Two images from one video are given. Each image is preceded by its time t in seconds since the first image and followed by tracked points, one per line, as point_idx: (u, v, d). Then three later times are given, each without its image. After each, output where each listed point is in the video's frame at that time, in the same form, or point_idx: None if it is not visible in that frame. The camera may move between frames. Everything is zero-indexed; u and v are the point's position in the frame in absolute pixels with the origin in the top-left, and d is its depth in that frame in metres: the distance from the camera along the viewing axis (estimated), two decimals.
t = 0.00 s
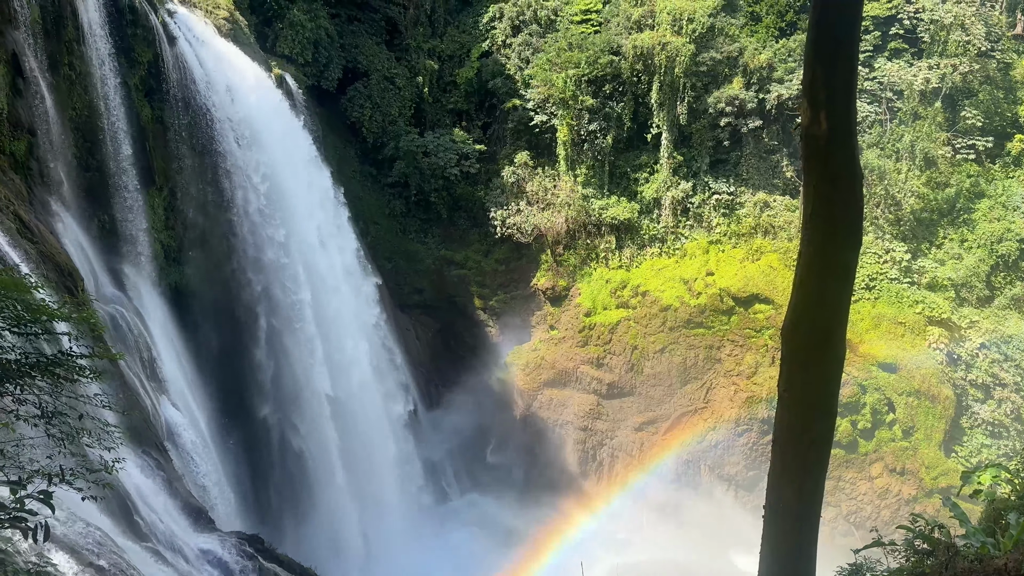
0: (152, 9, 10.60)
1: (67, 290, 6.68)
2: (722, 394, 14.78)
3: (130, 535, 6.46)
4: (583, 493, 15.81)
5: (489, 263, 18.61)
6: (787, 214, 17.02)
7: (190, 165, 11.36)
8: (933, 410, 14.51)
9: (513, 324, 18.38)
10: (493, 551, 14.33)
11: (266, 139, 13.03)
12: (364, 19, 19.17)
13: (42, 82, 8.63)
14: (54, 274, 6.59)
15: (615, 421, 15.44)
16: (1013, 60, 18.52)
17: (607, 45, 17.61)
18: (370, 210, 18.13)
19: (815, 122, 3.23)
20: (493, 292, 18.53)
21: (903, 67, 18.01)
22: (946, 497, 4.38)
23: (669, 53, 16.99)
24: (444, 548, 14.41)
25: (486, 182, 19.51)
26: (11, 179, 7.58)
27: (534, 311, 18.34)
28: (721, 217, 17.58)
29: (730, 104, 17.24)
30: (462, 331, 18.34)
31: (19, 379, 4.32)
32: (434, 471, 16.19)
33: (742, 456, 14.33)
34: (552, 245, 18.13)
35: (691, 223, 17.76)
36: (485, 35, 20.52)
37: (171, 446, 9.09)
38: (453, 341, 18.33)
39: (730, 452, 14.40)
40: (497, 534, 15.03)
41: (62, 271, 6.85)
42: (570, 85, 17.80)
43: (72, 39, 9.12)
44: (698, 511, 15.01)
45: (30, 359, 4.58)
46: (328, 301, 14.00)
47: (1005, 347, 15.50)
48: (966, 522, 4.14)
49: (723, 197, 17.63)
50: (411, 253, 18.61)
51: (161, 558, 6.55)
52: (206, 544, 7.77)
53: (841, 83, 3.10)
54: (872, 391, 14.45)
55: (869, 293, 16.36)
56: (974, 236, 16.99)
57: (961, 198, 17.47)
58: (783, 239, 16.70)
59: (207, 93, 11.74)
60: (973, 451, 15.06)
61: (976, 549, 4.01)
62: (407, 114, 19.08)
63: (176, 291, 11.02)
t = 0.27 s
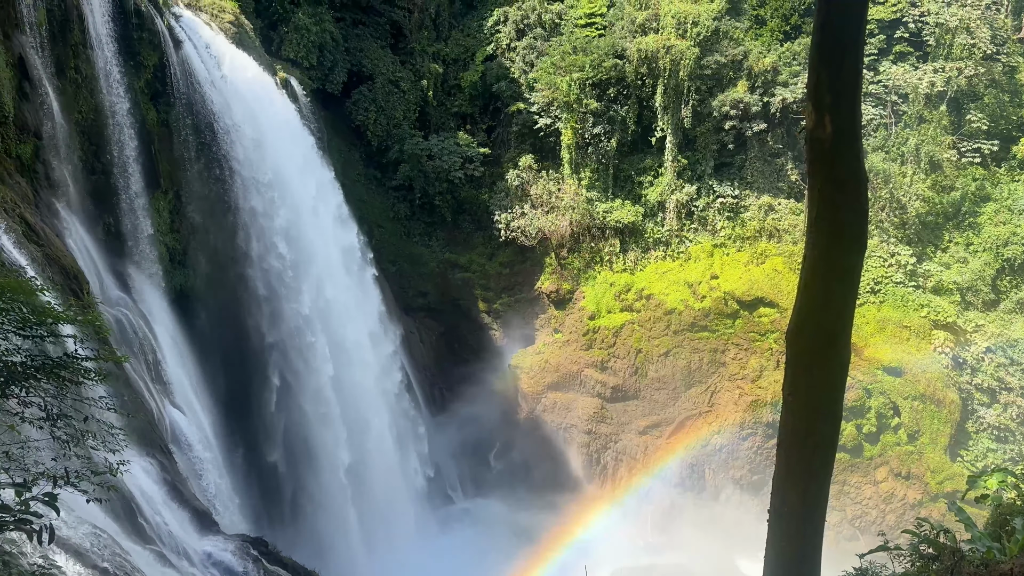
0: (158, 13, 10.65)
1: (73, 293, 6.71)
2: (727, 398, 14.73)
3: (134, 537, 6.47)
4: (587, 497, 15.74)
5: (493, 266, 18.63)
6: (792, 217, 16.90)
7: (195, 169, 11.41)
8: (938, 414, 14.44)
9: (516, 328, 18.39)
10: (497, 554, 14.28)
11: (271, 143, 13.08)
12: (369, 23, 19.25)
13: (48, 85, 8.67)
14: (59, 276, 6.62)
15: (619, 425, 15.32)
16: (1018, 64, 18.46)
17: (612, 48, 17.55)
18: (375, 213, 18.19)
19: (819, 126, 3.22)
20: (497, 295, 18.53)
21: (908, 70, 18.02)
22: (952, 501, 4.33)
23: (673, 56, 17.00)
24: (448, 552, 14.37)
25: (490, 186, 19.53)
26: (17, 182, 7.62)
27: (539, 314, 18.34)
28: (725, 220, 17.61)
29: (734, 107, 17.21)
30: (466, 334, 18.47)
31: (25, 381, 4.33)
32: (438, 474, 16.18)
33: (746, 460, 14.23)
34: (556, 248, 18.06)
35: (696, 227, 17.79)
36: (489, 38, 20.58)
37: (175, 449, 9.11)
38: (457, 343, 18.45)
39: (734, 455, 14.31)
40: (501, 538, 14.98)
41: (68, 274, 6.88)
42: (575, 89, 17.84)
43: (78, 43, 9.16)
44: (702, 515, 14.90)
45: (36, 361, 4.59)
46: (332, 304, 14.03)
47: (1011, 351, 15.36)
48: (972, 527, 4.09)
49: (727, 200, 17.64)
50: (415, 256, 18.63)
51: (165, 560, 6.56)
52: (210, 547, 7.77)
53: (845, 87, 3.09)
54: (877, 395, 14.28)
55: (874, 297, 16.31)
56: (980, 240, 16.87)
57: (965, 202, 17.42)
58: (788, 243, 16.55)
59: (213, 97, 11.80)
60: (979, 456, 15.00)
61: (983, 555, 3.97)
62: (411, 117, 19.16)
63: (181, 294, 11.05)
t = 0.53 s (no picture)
0: (165, 17, 10.73)
1: (79, 295, 6.73)
2: (732, 402, 14.71)
3: (139, 540, 6.48)
4: (592, 500, 15.62)
5: (499, 269, 18.74)
6: (798, 220, 16.91)
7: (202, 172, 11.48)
8: (944, 417, 14.36)
9: (521, 330, 18.41)
10: (500, 558, 14.20)
11: (277, 146, 13.13)
12: (375, 26, 19.32)
13: (55, 89, 8.72)
14: (65, 279, 6.64)
15: (623, 429, 15.23)
16: None
17: (616, 52, 17.46)
18: (380, 216, 18.26)
19: (826, 128, 3.21)
20: (502, 298, 18.55)
21: (915, 74, 17.94)
22: (958, 506, 4.29)
23: (679, 60, 16.97)
24: (452, 554, 14.33)
25: (495, 189, 19.56)
26: (24, 185, 7.66)
27: (544, 317, 18.43)
28: (731, 223, 17.53)
29: (739, 110, 17.21)
30: (471, 337, 18.34)
31: (31, 384, 4.34)
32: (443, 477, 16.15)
33: (751, 464, 14.22)
34: (562, 252, 18.14)
35: (701, 230, 17.72)
36: (495, 42, 20.60)
37: (181, 451, 9.12)
38: (462, 346, 18.32)
39: (739, 459, 14.27)
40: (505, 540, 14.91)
41: (74, 276, 6.90)
42: (580, 92, 17.80)
43: (85, 46, 9.22)
44: (707, 521, 14.82)
45: (42, 363, 4.60)
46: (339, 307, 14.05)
47: (1019, 354, 15.28)
48: (979, 532, 4.06)
49: (733, 204, 17.57)
50: (420, 259, 18.68)
51: (170, 563, 6.57)
52: (215, 549, 7.79)
53: (852, 90, 3.08)
54: (882, 399, 14.28)
55: (880, 301, 16.27)
56: (987, 244, 16.74)
57: (972, 206, 17.22)
58: (794, 246, 16.60)
59: (219, 100, 11.86)
60: (986, 461, 15.00)
61: (989, 560, 3.93)
62: (416, 121, 19.22)
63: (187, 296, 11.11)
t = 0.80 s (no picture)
0: (173, 21, 10.81)
1: (86, 297, 6.78)
2: (738, 406, 14.61)
3: (146, 541, 6.51)
4: (598, 503, 15.63)
5: (505, 271, 18.72)
6: (804, 224, 16.91)
7: (209, 175, 11.56)
8: (952, 421, 14.29)
9: (526, 332, 18.38)
10: (505, 559, 14.14)
11: (282, 149, 13.19)
12: (381, 30, 19.40)
13: (63, 92, 8.79)
14: (73, 281, 6.69)
15: (629, 432, 15.23)
16: None
17: (623, 55, 17.62)
18: (387, 218, 18.31)
19: (833, 131, 3.19)
20: (509, 300, 18.54)
21: (922, 77, 17.82)
22: (967, 510, 4.23)
23: (685, 63, 16.94)
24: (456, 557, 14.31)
25: (501, 191, 19.56)
26: (33, 188, 7.72)
27: (549, 320, 18.40)
28: (738, 226, 17.51)
29: (746, 113, 17.13)
30: (477, 340, 18.46)
31: (39, 385, 4.37)
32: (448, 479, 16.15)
33: (757, 469, 14.15)
34: (568, 254, 18.07)
35: (708, 233, 17.72)
36: (501, 45, 20.63)
37: (187, 453, 9.15)
38: (468, 349, 18.47)
39: (745, 463, 14.21)
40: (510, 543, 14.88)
41: (82, 278, 6.95)
42: (586, 95, 17.76)
43: (94, 50, 9.29)
44: (713, 525, 14.72)
45: (50, 365, 4.63)
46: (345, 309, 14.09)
47: None
48: (988, 537, 3.99)
49: (740, 207, 17.52)
50: (426, 261, 18.75)
51: (176, 564, 6.60)
52: (221, 551, 7.84)
53: (859, 93, 3.06)
54: (890, 403, 14.13)
55: (887, 304, 16.23)
56: (994, 247, 16.65)
57: (980, 209, 17.06)
58: (801, 249, 16.53)
59: (226, 103, 11.92)
60: (993, 465, 15.00)
61: (998, 566, 3.86)
62: (422, 124, 19.31)
63: (194, 298, 11.16)
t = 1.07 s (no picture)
0: (182, 24, 10.88)
1: (95, 298, 6.83)
2: (745, 410, 14.53)
3: (153, 542, 6.54)
4: (604, 507, 15.53)
5: (512, 274, 18.77)
6: (813, 227, 16.70)
7: (217, 177, 11.63)
8: (960, 425, 14.12)
9: (532, 336, 18.42)
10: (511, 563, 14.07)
11: (291, 151, 13.25)
12: (390, 33, 19.52)
13: (73, 94, 8.87)
14: (82, 282, 6.74)
15: (636, 436, 15.15)
16: None
17: (630, 58, 17.50)
18: (394, 221, 18.34)
19: (841, 134, 3.18)
20: (515, 303, 18.60)
21: (931, 80, 17.71)
22: (975, 516, 4.19)
23: (693, 66, 16.96)
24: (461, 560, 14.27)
25: (509, 194, 19.58)
26: (43, 190, 7.78)
27: (556, 323, 18.42)
28: (745, 229, 17.40)
29: (754, 116, 17.10)
30: (484, 342, 18.25)
31: (48, 386, 4.40)
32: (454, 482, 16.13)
33: (765, 472, 13.94)
34: (574, 257, 18.10)
35: (715, 237, 17.61)
36: (509, 48, 20.68)
37: (194, 454, 9.18)
38: (475, 352, 18.19)
39: (754, 466, 14.02)
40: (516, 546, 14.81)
41: (90, 280, 7.00)
42: (594, 99, 17.81)
43: (104, 53, 9.36)
44: (720, 531, 14.50)
45: (59, 366, 4.66)
46: (352, 311, 14.13)
47: None
48: (996, 543, 3.95)
49: (747, 210, 17.47)
50: (433, 264, 18.69)
51: (183, 565, 6.63)
52: (227, 552, 7.88)
53: (867, 96, 3.05)
54: (898, 407, 14.01)
55: (896, 308, 15.97)
56: (1004, 251, 16.49)
57: (989, 212, 16.97)
58: (809, 253, 16.44)
59: (234, 106, 12.01)
60: (1003, 470, 14.67)
61: (1006, 571, 3.82)
62: (430, 127, 19.24)
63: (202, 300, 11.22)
